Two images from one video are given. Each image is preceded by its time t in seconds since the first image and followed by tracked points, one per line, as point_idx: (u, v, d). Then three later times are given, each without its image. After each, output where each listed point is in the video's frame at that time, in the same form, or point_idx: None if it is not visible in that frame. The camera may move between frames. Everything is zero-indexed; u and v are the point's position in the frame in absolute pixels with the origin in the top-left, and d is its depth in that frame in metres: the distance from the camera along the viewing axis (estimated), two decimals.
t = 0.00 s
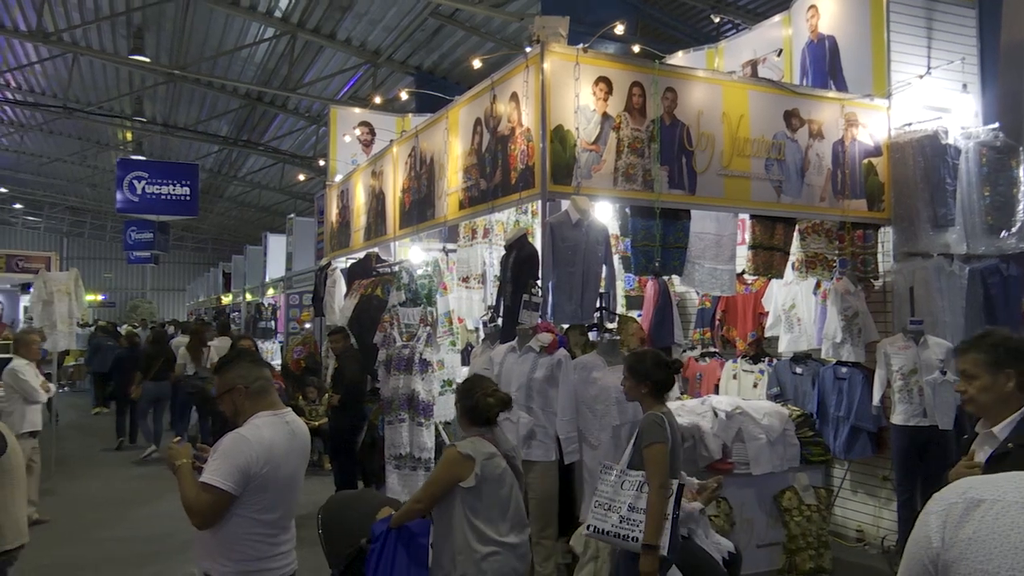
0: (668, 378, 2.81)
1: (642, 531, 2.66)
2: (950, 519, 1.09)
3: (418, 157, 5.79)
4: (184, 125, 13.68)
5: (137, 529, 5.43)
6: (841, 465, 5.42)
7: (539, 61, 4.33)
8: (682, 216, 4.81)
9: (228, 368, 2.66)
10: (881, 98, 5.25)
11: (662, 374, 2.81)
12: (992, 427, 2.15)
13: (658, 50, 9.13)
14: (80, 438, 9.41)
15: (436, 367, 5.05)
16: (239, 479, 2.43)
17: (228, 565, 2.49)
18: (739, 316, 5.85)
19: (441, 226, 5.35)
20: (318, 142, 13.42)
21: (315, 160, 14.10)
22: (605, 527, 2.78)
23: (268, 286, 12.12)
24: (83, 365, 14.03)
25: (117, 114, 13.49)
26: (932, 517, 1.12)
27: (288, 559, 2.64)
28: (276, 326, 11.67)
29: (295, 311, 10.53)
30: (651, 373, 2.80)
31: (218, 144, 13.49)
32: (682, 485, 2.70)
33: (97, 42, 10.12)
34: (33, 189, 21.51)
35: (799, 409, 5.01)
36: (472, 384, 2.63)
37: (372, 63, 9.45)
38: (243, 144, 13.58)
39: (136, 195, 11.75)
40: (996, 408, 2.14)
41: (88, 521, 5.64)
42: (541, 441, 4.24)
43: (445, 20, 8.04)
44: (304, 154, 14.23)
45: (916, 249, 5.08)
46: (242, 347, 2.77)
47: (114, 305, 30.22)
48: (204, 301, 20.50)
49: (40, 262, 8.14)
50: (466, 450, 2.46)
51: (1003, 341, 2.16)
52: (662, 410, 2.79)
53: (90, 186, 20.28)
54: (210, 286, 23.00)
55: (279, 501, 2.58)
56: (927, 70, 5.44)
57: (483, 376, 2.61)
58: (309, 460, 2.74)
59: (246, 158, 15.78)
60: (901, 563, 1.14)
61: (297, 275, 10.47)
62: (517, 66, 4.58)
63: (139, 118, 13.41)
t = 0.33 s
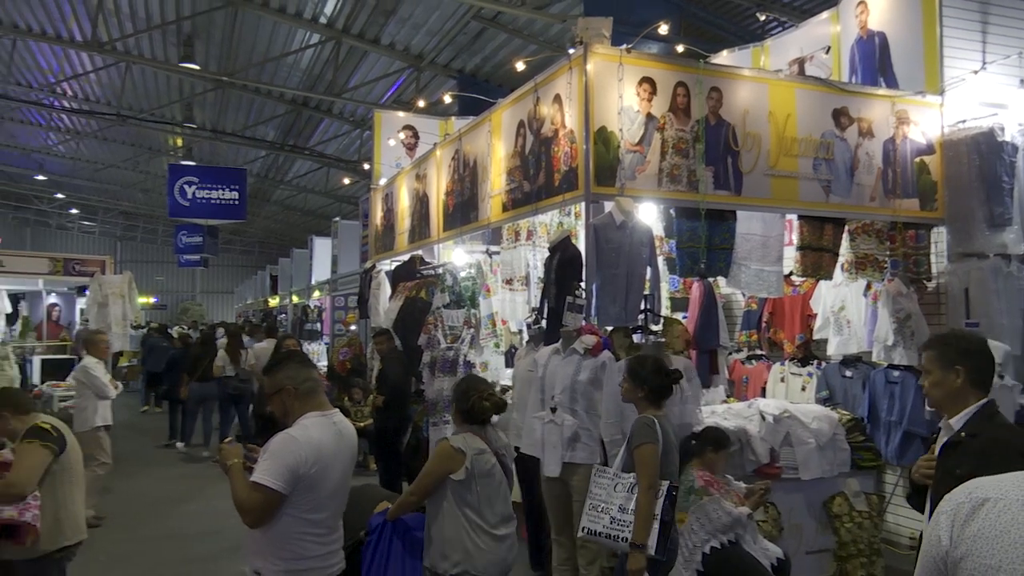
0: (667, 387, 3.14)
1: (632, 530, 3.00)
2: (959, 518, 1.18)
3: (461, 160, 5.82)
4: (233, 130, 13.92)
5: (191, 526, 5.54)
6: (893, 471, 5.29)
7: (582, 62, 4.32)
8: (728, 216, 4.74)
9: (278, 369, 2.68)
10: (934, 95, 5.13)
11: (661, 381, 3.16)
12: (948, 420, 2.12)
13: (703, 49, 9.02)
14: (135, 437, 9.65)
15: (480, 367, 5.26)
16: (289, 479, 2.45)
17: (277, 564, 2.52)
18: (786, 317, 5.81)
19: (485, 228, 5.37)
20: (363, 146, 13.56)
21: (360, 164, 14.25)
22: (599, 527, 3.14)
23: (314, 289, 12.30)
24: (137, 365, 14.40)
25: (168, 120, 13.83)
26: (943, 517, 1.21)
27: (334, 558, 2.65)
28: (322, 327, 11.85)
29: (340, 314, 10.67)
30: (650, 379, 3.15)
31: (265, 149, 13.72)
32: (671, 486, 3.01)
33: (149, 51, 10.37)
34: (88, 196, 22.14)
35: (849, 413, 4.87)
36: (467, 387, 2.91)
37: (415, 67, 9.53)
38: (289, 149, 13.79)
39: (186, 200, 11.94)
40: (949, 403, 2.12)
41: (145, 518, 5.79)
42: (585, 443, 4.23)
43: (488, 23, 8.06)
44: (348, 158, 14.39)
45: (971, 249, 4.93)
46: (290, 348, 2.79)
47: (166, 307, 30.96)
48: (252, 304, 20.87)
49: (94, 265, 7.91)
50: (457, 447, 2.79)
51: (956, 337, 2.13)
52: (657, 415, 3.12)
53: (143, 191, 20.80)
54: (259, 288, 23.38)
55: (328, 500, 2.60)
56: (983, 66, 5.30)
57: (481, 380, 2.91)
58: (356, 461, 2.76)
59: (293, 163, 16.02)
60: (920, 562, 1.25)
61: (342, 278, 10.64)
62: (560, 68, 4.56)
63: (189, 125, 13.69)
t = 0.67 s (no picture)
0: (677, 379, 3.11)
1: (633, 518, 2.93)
2: (979, 506, 1.23)
3: (518, 160, 5.83)
4: (293, 135, 14.18)
5: (260, 521, 5.70)
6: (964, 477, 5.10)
7: (640, 61, 4.28)
8: (789, 214, 4.67)
9: (340, 369, 2.73)
10: (1008, 88, 4.96)
11: (673, 374, 3.12)
12: (945, 417, 2.25)
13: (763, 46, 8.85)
14: (202, 433, 9.96)
15: (537, 369, 5.24)
16: (352, 477, 2.48)
17: (342, 561, 2.54)
18: (852, 319, 5.63)
19: (542, 229, 5.37)
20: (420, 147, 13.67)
21: (418, 166, 14.37)
22: (604, 514, 3.08)
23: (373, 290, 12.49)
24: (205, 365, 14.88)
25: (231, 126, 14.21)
26: (965, 505, 1.26)
27: (395, 557, 2.66)
28: (381, 328, 12.02)
29: (399, 315, 10.82)
30: (663, 372, 3.12)
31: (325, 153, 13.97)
32: (677, 476, 2.94)
33: (214, 59, 10.67)
34: (157, 201, 22.92)
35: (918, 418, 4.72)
36: (483, 386, 2.97)
37: (472, 69, 9.57)
38: (348, 153, 14.00)
39: (250, 203, 12.21)
40: (946, 401, 2.24)
41: (217, 514, 5.99)
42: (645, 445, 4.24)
43: (544, 23, 8.04)
44: (406, 161, 14.55)
45: None
46: (354, 350, 2.86)
47: (231, 308, 31.86)
48: (313, 305, 21.31)
49: (164, 266, 7.83)
50: (468, 441, 2.82)
51: (946, 338, 2.24)
52: (665, 406, 3.08)
53: (208, 196, 21.42)
54: (319, 290, 23.84)
55: (389, 499, 2.62)
56: None
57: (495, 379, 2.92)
58: (417, 461, 2.77)
59: (352, 166, 16.27)
60: (945, 554, 1.29)
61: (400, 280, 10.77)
62: (618, 67, 4.54)
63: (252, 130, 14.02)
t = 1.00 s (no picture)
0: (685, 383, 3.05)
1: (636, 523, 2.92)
2: None
3: (573, 161, 5.82)
4: (349, 138, 14.37)
5: (321, 518, 5.83)
6: None
7: (697, 59, 4.23)
8: (852, 212, 4.56)
9: (398, 369, 2.72)
10: None
11: (680, 379, 3.07)
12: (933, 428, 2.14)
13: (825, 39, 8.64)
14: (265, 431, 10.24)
15: (593, 370, 5.26)
16: (410, 477, 2.50)
17: (399, 559, 2.57)
18: (917, 318, 5.33)
19: (597, 229, 5.35)
20: (475, 148, 13.71)
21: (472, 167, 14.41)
22: (609, 519, 3.12)
23: (428, 290, 12.63)
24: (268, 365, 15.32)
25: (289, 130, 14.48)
26: None
27: (453, 555, 2.67)
28: (436, 328, 12.12)
29: (453, 315, 10.97)
30: (668, 375, 3.06)
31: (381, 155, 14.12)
32: (680, 482, 2.91)
33: (273, 65, 10.89)
34: (219, 204, 23.55)
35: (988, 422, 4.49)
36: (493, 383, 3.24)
37: (526, 70, 9.57)
38: (404, 155, 14.12)
39: (308, 205, 12.22)
40: (933, 408, 2.13)
41: (280, 510, 6.15)
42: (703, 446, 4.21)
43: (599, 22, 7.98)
44: (460, 162, 14.61)
45: None
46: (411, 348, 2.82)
47: (290, 308, 32.63)
48: (368, 305, 21.65)
49: (227, 268, 7.81)
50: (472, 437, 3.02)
51: (927, 342, 2.15)
52: (669, 411, 3.04)
53: (267, 199, 21.92)
54: (375, 290, 24.20)
55: (447, 498, 2.63)
56: None
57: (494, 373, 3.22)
58: (473, 461, 2.78)
59: (407, 167, 16.44)
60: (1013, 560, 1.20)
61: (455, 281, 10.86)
62: (674, 65, 4.49)
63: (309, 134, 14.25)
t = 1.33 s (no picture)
0: (675, 376, 3.10)
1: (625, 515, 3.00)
2: None
3: (617, 159, 5.80)
4: (393, 138, 14.47)
5: (368, 515, 5.91)
6: None
7: (743, 54, 4.19)
8: (903, 209, 4.51)
9: (442, 367, 2.73)
10: None
11: (673, 372, 3.12)
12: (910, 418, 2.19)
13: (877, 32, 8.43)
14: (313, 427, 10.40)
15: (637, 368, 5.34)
16: (454, 475, 2.50)
17: (445, 556, 2.58)
18: (972, 318, 4.84)
19: (641, 227, 5.33)
20: (518, 147, 13.69)
21: (515, 166, 14.40)
22: (600, 509, 3.25)
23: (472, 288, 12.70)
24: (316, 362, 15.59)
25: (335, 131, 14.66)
26: None
27: (497, 553, 2.67)
28: (480, 327, 12.16)
29: (497, 314, 11.20)
30: (661, 369, 3.10)
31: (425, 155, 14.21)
32: (667, 476, 3.00)
33: (318, 67, 11.03)
34: (267, 205, 23.95)
35: None
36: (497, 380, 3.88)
37: (569, 68, 9.54)
38: (448, 154, 14.19)
39: (354, 205, 12.39)
40: (911, 399, 2.19)
41: (328, 505, 6.25)
42: (749, 447, 4.05)
43: (643, 20, 7.90)
44: (503, 161, 14.58)
45: None
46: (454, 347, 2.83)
47: (336, 307, 33.11)
48: (413, 305, 21.80)
49: (274, 267, 8.03)
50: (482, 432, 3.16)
51: (909, 336, 2.19)
52: (661, 406, 3.11)
53: (313, 199, 22.18)
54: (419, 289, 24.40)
55: (491, 496, 2.63)
56: None
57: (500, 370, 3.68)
58: (518, 460, 2.76)
59: (450, 167, 16.51)
60: None
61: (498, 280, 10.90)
62: (720, 60, 4.43)
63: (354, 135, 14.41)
